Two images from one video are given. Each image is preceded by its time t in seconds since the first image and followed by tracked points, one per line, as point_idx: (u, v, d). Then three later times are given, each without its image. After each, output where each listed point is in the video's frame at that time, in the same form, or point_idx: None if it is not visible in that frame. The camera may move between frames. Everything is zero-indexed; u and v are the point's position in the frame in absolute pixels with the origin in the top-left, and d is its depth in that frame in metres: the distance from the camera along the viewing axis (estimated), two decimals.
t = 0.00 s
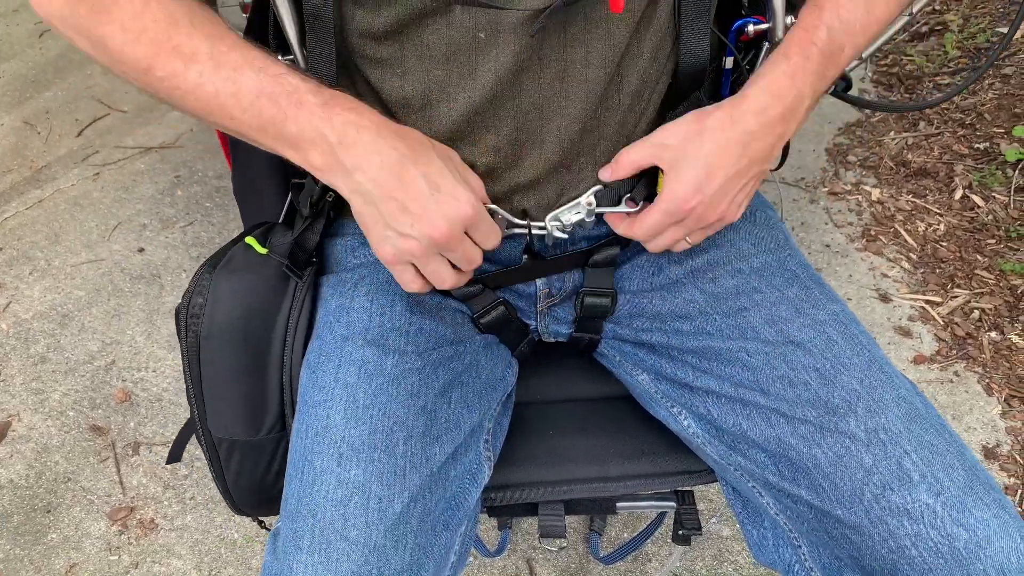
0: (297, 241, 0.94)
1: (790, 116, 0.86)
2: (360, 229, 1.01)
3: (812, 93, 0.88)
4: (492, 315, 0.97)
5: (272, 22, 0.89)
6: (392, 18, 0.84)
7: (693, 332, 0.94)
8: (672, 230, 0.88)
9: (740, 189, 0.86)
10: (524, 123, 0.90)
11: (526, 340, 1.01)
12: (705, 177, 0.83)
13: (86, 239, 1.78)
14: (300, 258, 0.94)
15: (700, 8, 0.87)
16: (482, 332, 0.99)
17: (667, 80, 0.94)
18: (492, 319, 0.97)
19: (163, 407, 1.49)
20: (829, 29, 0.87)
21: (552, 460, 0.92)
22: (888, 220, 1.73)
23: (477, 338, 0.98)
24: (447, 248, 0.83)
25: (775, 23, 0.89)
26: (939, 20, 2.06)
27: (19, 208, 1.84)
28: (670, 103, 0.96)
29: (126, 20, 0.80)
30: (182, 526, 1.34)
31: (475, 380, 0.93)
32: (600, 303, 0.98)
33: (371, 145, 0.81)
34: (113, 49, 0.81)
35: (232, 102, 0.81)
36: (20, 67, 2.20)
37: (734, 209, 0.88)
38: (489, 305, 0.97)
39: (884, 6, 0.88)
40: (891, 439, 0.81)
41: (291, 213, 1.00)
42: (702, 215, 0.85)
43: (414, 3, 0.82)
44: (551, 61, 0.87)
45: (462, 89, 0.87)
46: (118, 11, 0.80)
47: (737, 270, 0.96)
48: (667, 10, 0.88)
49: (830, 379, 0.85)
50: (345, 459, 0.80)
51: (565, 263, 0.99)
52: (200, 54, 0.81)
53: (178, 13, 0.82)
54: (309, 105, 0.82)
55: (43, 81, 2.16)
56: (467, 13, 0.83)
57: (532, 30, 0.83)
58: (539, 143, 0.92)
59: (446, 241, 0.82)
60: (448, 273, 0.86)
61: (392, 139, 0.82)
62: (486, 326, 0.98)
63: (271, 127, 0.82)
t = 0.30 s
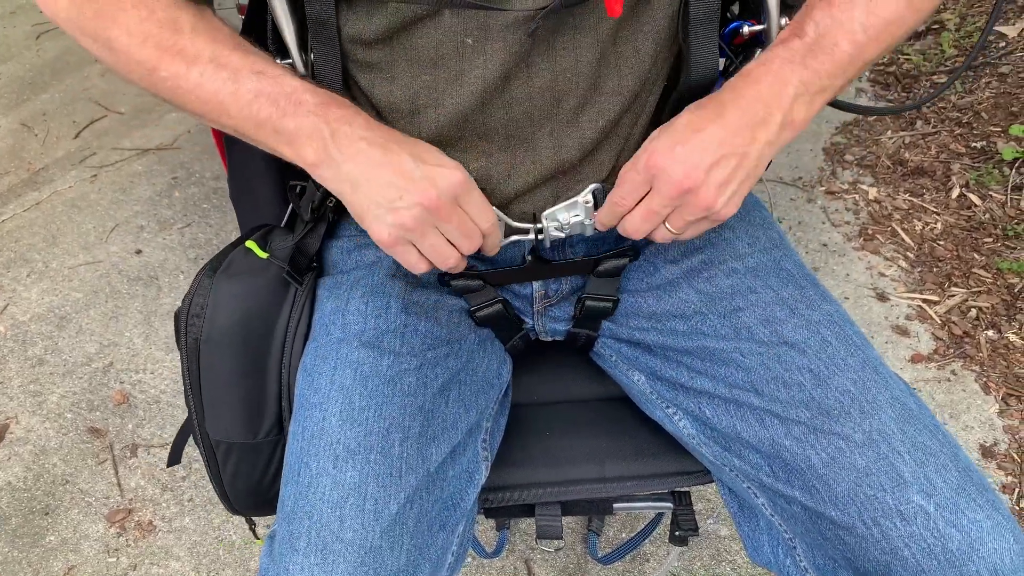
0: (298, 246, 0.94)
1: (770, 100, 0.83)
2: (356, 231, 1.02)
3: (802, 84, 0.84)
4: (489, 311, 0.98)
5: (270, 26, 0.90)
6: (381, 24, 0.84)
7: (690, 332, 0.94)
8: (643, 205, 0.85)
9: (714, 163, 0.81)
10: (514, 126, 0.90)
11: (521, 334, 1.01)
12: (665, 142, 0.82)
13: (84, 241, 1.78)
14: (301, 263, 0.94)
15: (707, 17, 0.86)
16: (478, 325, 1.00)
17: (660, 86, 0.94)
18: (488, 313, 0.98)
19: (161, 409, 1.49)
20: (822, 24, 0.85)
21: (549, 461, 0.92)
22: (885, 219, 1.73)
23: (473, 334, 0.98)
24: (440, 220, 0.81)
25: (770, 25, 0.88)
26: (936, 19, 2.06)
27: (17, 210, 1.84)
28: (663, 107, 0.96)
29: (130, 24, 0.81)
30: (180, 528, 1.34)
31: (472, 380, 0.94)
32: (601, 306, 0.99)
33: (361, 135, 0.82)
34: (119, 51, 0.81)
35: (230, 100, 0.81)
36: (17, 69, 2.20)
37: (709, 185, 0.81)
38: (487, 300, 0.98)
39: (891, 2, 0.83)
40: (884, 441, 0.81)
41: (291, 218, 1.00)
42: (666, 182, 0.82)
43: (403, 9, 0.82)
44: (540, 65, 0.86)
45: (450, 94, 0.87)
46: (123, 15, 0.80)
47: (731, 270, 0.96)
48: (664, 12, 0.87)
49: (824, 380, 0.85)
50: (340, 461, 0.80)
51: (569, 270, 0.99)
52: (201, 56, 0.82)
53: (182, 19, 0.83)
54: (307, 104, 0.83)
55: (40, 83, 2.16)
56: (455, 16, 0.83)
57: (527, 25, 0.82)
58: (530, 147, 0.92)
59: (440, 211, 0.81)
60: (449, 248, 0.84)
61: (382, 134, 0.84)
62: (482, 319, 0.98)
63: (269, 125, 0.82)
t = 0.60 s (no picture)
0: (297, 244, 0.94)
1: (769, 96, 0.82)
2: (354, 230, 1.02)
3: (804, 84, 0.83)
4: (489, 305, 0.98)
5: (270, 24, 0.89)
6: (382, 23, 0.84)
7: (690, 329, 0.94)
8: (627, 185, 0.84)
9: (696, 144, 0.81)
10: (514, 124, 0.90)
11: (520, 332, 1.01)
12: (655, 123, 0.82)
13: (84, 240, 1.78)
14: (300, 262, 0.94)
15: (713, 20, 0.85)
16: (477, 319, 1.00)
17: (661, 84, 0.94)
18: (487, 308, 0.98)
19: (160, 408, 1.49)
20: (826, 28, 0.86)
21: (548, 458, 0.92)
22: (885, 216, 1.73)
23: (472, 330, 0.98)
24: (450, 203, 0.82)
25: (770, 22, 0.88)
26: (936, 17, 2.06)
27: (17, 209, 1.84)
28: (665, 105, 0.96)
29: (117, 26, 0.80)
30: (180, 526, 1.34)
31: (471, 378, 0.94)
32: (601, 302, 0.99)
33: (362, 134, 0.83)
34: (103, 53, 0.80)
35: (226, 102, 0.81)
36: (16, 68, 2.20)
37: (690, 164, 0.81)
38: (487, 294, 0.98)
39: (903, 5, 0.83)
40: (884, 437, 0.81)
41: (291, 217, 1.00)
42: (648, 159, 0.81)
43: (403, 8, 0.82)
44: (539, 62, 0.86)
45: (450, 93, 0.87)
46: (107, 17, 0.80)
47: (731, 266, 0.96)
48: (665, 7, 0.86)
49: (824, 377, 0.85)
50: (340, 458, 0.80)
51: (569, 262, 1.00)
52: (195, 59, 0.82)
53: (170, 22, 0.84)
54: (303, 106, 0.83)
55: (39, 83, 2.16)
56: (456, 16, 0.83)
57: (526, 23, 0.83)
58: (530, 147, 0.92)
59: (450, 194, 0.81)
60: (460, 236, 0.84)
61: (382, 134, 0.85)
62: (482, 314, 0.98)
63: (265, 128, 0.82)
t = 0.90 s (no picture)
0: (296, 242, 0.93)
1: (727, 103, 0.81)
2: (353, 229, 1.01)
3: (765, 87, 0.81)
4: (491, 306, 0.97)
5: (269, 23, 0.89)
6: (383, 22, 0.83)
7: (689, 329, 0.94)
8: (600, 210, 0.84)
9: (664, 161, 0.80)
10: (516, 124, 0.90)
11: (520, 332, 1.01)
12: (617, 150, 0.82)
13: (84, 238, 1.78)
14: (300, 259, 0.94)
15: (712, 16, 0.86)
16: (478, 321, 0.99)
17: (662, 83, 0.93)
18: (488, 310, 0.97)
19: (161, 406, 1.49)
20: (793, 34, 0.82)
21: (549, 457, 0.92)
22: (886, 215, 1.73)
23: (473, 329, 0.98)
24: (430, 207, 0.81)
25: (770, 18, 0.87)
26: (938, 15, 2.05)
27: (17, 208, 1.84)
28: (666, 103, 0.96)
29: (119, 25, 0.81)
30: (181, 525, 1.34)
31: (471, 376, 0.93)
32: (602, 302, 0.98)
33: (356, 134, 0.82)
34: (106, 52, 0.81)
35: (226, 103, 0.82)
36: (17, 67, 2.20)
37: (659, 182, 0.80)
38: (489, 296, 0.98)
39: (870, 16, 0.79)
40: (887, 436, 0.80)
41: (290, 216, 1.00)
42: (616, 185, 0.81)
43: (404, 7, 0.82)
44: (541, 62, 0.86)
45: (451, 93, 0.87)
46: (110, 17, 0.81)
47: (732, 265, 0.96)
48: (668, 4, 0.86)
49: (826, 375, 0.85)
50: (340, 457, 0.80)
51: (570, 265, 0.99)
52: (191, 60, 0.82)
53: (173, 21, 0.84)
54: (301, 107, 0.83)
55: (40, 81, 2.15)
56: (457, 15, 0.83)
57: (526, 22, 0.82)
58: (532, 147, 0.91)
59: (430, 198, 0.80)
60: (440, 237, 0.84)
61: (378, 134, 0.84)
62: (483, 316, 0.98)
63: (264, 129, 0.82)
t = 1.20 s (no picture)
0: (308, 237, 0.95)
1: (740, 107, 0.81)
2: (355, 227, 1.01)
3: (777, 93, 0.81)
4: (495, 301, 0.97)
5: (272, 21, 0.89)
6: (385, 23, 0.83)
7: (692, 328, 0.94)
8: (600, 205, 0.84)
9: (665, 159, 0.80)
10: (522, 125, 0.90)
11: (523, 330, 1.01)
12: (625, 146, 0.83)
13: (86, 237, 1.78)
14: (312, 255, 0.96)
15: (717, 19, 0.85)
16: (481, 316, 1.00)
17: (666, 82, 0.93)
18: (493, 305, 0.98)
19: (163, 404, 1.50)
20: (810, 36, 0.82)
21: (550, 456, 0.92)
22: (888, 214, 1.72)
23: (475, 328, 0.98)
24: (475, 196, 0.82)
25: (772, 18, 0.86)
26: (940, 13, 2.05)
27: (19, 206, 1.84)
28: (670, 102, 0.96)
29: (142, 41, 0.78)
30: (182, 523, 1.34)
31: (472, 375, 0.93)
32: (606, 302, 0.98)
33: (395, 129, 0.84)
34: (130, 69, 0.78)
35: (260, 108, 0.80)
36: (18, 66, 2.20)
37: (657, 179, 0.80)
38: (494, 291, 0.98)
39: (889, 17, 0.77)
40: (888, 435, 0.80)
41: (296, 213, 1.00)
42: (617, 180, 0.81)
43: (406, 7, 0.82)
44: (545, 63, 0.86)
45: (455, 93, 0.87)
46: (132, 34, 0.77)
47: (734, 265, 0.96)
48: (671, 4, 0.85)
49: (827, 375, 0.85)
50: (340, 457, 0.80)
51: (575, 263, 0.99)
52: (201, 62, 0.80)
53: (194, 32, 0.81)
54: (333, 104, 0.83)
55: (41, 80, 2.15)
56: (459, 17, 0.83)
57: (530, 24, 0.82)
58: (538, 148, 0.91)
59: (475, 185, 0.81)
60: (479, 224, 0.86)
61: (413, 127, 0.85)
62: (487, 310, 0.98)
63: (302, 130, 0.82)
